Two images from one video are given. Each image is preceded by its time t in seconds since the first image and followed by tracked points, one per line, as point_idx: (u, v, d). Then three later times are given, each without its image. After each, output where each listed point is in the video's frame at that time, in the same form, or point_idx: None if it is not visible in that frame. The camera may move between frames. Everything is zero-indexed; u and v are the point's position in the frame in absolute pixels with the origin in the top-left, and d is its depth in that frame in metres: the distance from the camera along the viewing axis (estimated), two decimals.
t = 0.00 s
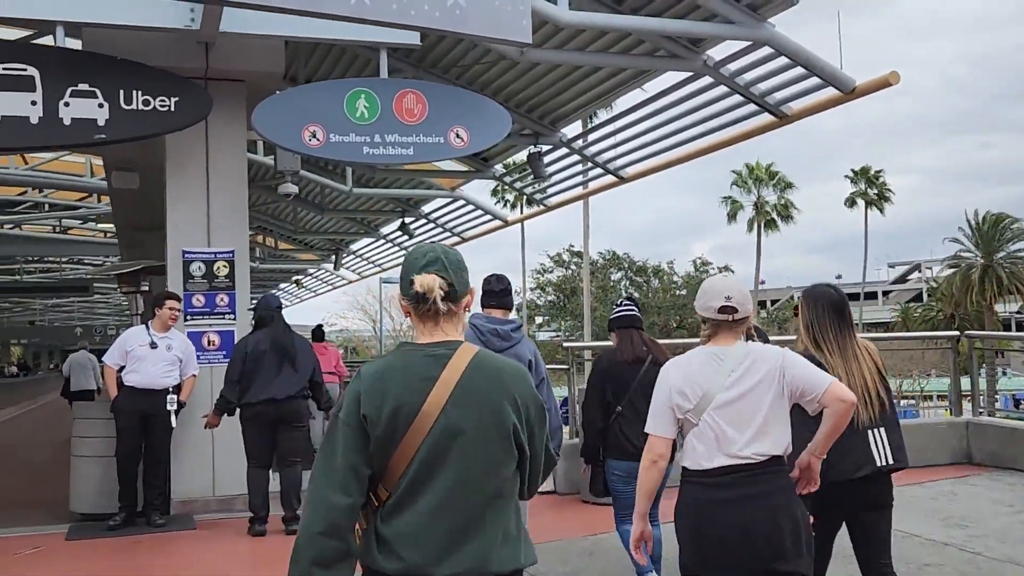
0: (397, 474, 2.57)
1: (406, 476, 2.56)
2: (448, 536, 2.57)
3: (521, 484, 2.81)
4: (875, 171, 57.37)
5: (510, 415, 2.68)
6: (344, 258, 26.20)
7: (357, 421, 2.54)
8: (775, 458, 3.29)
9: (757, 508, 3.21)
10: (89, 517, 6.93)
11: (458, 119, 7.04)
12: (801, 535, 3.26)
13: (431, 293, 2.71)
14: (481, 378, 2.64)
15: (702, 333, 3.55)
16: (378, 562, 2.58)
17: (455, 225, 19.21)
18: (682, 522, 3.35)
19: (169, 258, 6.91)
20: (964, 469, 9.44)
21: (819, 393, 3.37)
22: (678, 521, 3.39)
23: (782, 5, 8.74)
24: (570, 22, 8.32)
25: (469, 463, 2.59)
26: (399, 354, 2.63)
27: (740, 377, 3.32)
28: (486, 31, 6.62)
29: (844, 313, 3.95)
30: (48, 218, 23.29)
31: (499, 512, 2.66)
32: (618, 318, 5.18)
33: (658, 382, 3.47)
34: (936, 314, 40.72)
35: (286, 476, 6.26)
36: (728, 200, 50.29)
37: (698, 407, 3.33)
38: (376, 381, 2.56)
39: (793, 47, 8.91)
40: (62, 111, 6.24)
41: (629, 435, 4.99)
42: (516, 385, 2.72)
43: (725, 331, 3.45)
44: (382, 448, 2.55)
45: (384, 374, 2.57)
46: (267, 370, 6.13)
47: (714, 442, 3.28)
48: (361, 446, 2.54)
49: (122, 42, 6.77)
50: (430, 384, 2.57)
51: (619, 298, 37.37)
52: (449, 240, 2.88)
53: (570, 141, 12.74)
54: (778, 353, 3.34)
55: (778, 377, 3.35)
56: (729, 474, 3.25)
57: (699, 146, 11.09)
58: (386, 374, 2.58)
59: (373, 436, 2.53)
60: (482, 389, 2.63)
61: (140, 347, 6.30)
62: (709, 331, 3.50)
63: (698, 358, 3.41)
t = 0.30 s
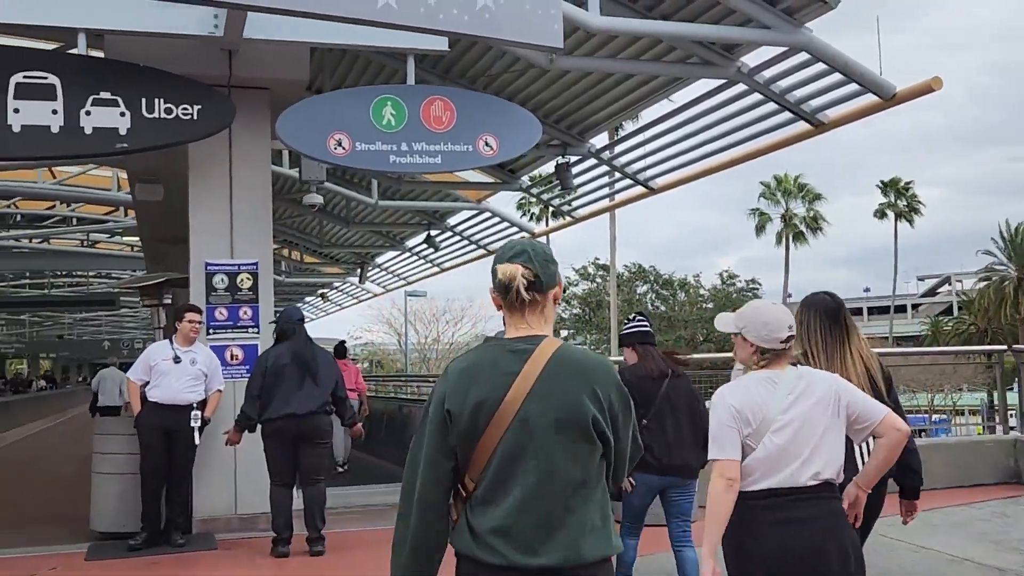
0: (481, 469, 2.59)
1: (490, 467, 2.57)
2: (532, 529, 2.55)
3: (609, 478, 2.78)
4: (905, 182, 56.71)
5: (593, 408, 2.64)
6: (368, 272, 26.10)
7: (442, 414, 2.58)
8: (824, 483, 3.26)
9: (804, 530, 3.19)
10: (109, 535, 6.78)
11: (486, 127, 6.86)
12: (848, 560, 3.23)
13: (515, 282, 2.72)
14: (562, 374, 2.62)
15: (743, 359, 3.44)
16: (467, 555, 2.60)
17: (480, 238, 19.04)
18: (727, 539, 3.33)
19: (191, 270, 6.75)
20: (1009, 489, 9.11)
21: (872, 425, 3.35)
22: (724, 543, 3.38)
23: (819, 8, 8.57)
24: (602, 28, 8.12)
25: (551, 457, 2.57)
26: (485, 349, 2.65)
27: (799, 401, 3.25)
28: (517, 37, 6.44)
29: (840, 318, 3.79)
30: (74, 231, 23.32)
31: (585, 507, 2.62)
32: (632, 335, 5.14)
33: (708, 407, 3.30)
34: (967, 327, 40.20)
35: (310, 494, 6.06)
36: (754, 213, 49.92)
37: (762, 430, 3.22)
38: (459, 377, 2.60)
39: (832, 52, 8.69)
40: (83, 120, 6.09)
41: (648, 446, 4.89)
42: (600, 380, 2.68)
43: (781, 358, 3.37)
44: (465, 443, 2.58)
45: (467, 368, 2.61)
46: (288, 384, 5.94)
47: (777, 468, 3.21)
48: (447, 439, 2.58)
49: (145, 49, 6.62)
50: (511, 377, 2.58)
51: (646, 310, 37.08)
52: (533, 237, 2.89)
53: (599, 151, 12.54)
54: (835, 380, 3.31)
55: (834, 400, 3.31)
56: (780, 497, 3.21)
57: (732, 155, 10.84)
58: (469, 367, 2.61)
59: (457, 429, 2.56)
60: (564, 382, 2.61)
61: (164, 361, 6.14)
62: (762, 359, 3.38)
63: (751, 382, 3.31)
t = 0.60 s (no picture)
0: (565, 500, 2.62)
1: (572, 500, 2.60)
2: (614, 561, 2.56)
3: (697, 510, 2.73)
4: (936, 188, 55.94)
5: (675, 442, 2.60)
6: (395, 280, 25.98)
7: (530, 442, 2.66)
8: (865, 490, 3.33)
9: (848, 538, 3.24)
10: (128, 550, 6.62)
11: (513, 130, 6.68)
12: (887, 565, 3.32)
13: (601, 314, 2.75)
14: (644, 406, 2.60)
15: (776, 366, 3.50)
16: None
17: (507, 245, 18.85)
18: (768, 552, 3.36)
19: (213, 278, 6.61)
20: None
21: (904, 430, 3.48)
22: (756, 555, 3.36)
23: (855, 8, 8.30)
24: (631, 30, 7.91)
25: (633, 489, 2.57)
26: (572, 378, 2.70)
27: (839, 409, 3.34)
28: (546, 36, 6.25)
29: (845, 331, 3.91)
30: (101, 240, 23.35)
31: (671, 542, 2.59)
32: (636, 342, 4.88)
33: (752, 418, 3.35)
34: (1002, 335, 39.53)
35: (332, 509, 5.88)
36: (783, 219, 49.44)
37: (804, 439, 3.29)
38: (543, 408, 2.67)
39: (868, 53, 8.44)
40: (101, 125, 5.96)
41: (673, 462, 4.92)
42: (684, 412, 2.63)
43: (809, 361, 3.46)
44: (551, 473, 2.63)
45: (554, 399, 2.67)
46: (310, 395, 5.77)
47: (824, 475, 3.26)
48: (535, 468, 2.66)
49: (165, 53, 6.49)
50: (593, 410, 2.60)
51: (673, 318, 36.75)
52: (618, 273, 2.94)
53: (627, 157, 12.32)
54: (869, 386, 3.41)
55: (871, 407, 3.42)
56: (829, 505, 3.26)
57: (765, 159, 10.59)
58: (555, 398, 2.66)
59: (544, 459, 2.63)
60: (647, 414, 2.59)
61: (183, 373, 6.00)
62: (791, 363, 3.46)
63: (789, 391, 3.38)
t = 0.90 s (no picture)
0: (643, 486, 2.71)
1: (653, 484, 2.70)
2: (700, 540, 2.65)
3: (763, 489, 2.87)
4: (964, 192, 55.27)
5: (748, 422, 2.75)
6: (416, 286, 25.80)
7: (604, 432, 2.75)
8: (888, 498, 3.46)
9: (879, 543, 3.39)
10: (138, 564, 6.42)
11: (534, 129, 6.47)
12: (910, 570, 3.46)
13: (658, 302, 2.88)
14: (716, 390, 2.74)
15: (798, 372, 3.65)
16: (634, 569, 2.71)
17: (528, 250, 18.63)
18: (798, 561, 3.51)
19: (226, 283, 6.42)
20: None
21: (930, 439, 3.53)
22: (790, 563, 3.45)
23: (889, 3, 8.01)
24: (656, 27, 7.68)
25: (713, 470, 2.69)
26: (640, 369, 2.81)
27: (856, 415, 3.48)
28: (569, 32, 6.04)
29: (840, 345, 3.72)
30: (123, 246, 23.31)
31: (748, 517, 2.71)
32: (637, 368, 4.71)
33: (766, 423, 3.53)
34: None
35: (346, 523, 5.65)
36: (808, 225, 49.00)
37: (818, 446, 3.46)
38: (616, 398, 2.76)
39: (902, 49, 8.16)
40: (110, 125, 5.79)
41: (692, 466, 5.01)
42: (752, 395, 2.78)
43: (829, 370, 3.59)
44: (628, 460, 2.72)
45: (625, 388, 2.76)
46: (323, 403, 5.57)
47: (835, 481, 3.43)
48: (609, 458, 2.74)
49: (176, 51, 6.32)
50: (669, 396, 2.72)
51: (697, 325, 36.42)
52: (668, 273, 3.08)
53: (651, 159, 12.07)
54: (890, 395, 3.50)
55: (892, 416, 3.51)
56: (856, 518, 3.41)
57: (794, 161, 10.32)
58: (626, 388, 2.76)
59: (620, 448, 2.72)
60: (720, 397, 2.73)
61: (189, 381, 5.84)
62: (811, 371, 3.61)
63: (808, 397, 3.54)
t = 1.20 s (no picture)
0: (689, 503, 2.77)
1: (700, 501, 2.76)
2: (747, 555, 2.74)
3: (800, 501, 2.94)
4: (984, 192, 54.79)
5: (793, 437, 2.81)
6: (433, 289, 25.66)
7: (649, 451, 2.77)
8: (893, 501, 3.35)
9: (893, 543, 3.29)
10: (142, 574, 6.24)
11: (551, 124, 6.24)
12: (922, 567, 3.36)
13: (693, 322, 2.92)
14: (760, 406, 2.80)
15: (814, 370, 3.48)
16: None
17: (546, 252, 18.42)
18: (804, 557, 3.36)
19: (234, 284, 6.24)
20: None
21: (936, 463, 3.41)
22: None
23: None
24: (677, 20, 7.46)
25: (760, 486, 2.76)
26: (682, 387, 2.84)
27: (870, 419, 3.31)
28: (586, 23, 5.81)
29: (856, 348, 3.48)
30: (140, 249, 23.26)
31: (793, 531, 2.79)
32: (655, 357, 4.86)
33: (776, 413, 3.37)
34: None
35: (356, 532, 5.44)
36: (828, 226, 48.61)
37: (829, 445, 3.30)
38: (660, 417, 2.78)
39: (930, 42, 7.89)
40: (112, 121, 5.60)
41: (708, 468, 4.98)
42: (794, 409, 2.84)
43: (846, 370, 3.41)
44: (675, 478, 2.76)
45: (669, 406, 2.80)
46: (333, 407, 5.36)
47: (839, 484, 3.29)
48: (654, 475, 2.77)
49: (182, 45, 6.14)
50: (714, 414, 2.77)
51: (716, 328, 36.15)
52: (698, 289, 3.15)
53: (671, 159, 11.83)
54: (907, 407, 3.36)
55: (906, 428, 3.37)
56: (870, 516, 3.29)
57: (819, 159, 10.05)
58: (670, 405, 2.80)
59: (666, 467, 2.76)
60: (764, 414, 2.79)
61: (191, 385, 5.64)
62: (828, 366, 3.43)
63: (824, 394, 3.36)
